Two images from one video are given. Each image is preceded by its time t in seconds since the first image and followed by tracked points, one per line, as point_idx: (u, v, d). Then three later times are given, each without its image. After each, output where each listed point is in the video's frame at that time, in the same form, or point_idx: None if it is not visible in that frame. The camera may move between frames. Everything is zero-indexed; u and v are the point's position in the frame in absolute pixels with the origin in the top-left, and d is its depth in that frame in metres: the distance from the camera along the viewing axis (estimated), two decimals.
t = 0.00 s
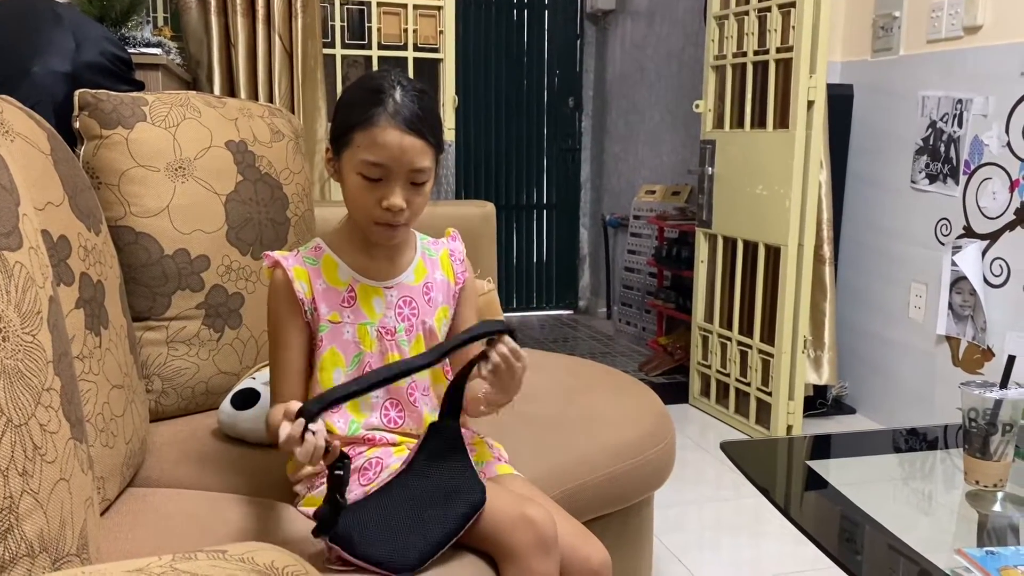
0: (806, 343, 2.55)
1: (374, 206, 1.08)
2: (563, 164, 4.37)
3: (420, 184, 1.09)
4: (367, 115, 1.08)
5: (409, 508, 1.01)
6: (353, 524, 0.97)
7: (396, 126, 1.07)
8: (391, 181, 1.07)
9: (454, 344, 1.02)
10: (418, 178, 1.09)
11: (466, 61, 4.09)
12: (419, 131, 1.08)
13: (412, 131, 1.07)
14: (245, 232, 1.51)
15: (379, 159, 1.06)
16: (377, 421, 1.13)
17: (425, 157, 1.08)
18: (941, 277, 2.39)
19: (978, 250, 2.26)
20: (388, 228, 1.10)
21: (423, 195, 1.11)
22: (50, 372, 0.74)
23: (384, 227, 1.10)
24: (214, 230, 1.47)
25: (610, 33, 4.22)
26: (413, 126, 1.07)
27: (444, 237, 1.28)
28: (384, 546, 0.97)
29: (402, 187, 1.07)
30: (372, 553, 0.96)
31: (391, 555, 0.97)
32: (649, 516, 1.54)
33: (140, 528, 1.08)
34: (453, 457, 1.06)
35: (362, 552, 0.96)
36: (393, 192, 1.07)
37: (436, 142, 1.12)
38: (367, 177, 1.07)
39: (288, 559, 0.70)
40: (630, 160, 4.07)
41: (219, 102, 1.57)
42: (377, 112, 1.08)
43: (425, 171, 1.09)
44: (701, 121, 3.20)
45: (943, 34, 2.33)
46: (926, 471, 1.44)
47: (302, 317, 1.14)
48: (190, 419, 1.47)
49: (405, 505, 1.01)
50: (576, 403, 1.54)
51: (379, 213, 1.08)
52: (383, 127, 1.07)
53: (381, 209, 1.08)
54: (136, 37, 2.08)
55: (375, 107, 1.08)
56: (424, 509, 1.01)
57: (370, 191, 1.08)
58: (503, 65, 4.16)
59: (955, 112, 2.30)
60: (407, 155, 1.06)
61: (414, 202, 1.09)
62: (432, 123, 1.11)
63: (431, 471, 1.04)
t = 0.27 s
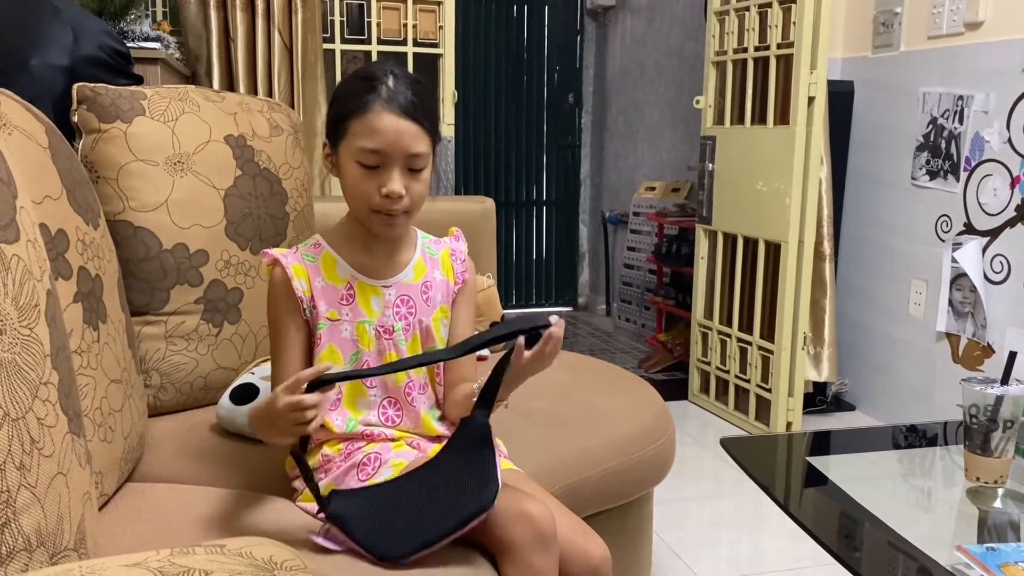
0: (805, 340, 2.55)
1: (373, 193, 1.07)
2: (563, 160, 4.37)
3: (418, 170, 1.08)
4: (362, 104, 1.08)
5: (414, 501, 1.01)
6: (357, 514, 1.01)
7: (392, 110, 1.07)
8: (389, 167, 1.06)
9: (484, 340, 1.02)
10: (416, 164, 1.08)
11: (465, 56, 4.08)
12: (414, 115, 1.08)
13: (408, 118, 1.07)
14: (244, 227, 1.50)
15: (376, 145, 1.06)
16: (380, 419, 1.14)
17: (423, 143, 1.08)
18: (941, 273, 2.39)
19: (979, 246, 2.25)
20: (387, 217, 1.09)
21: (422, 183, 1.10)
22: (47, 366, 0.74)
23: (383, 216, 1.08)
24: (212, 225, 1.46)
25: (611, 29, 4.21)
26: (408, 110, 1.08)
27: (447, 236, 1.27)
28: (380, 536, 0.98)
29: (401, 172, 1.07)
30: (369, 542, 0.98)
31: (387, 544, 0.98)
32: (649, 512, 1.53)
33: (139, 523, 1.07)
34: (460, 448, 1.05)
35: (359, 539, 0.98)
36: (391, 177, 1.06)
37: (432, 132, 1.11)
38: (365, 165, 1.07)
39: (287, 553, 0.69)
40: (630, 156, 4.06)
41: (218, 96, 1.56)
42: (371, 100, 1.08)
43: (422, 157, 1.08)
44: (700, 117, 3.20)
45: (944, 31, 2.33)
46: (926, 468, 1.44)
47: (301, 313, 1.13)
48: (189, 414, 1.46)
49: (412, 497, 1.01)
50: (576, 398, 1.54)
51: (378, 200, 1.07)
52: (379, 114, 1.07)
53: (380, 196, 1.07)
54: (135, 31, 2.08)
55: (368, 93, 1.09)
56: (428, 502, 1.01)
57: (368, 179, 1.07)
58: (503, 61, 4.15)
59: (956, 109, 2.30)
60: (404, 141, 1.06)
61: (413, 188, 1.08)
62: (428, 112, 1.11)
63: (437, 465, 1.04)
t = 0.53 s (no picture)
0: (806, 337, 2.55)
1: (367, 175, 1.06)
2: (563, 157, 4.36)
3: (410, 151, 1.09)
4: (350, 96, 1.10)
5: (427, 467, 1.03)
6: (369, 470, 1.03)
7: (382, 96, 1.09)
8: (380, 146, 1.08)
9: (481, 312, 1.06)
10: (408, 144, 1.09)
11: (466, 52, 4.07)
12: (402, 99, 1.11)
13: (396, 102, 1.10)
14: (244, 223, 1.50)
15: (367, 126, 1.07)
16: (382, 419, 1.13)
17: (413, 124, 1.09)
18: (941, 271, 2.39)
19: (979, 244, 2.25)
20: (384, 201, 1.07)
21: (417, 165, 1.09)
22: (48, 360, 0.74)
23: (380, 200, 1.07)
24: (213, 221, 1.46)
25: (612, 25, 4.21)
26: (398, 95, 1.10)
27: (451, 240, 1.25)
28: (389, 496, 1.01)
29: (392, 151, 1.08)
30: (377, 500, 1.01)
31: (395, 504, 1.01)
32: (648, 508, 1.53)
33: (140, 518, 1.08)
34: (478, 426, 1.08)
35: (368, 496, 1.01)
36: (384, 156, 1.07)
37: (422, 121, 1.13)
38: (357, 149, 1.08)
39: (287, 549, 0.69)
40: (631, 153, 4.06)
41: (218, 92, 1.56)
42: (359, 90, 1.10)
43: (412, 136, 1.09)
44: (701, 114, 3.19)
45: (945, 28, 2.32)
46: (925, 465, 1.44)
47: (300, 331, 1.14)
48: (189, 410, 1.46)
49: (425, 463, 1.04)
50: (576, 394, 1.54)
51: (373, 181, 1.06)
52: (368, 99, 1.09)
53: (374, 176, 1.06)
54: (136, 26, 2.07)
55: (357, 87, 1.11)
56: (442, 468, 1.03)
57: (362, 160, 1.07)
58: (503, 57, 4.15)
59: (957, 106, 2.29)
60: (394, 121, 1.08)
61: (407, 169, 1.08)
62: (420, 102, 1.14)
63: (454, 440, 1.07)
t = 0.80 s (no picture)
0: (806, 334, 2.55)
1: (362, 167, 1.06)
2: (564, 154, 4.36)
3: (406, 145, 1.09)
4: (344, 97, 1.11)
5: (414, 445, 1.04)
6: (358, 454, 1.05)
7: (377, 93, 1.10)
8: (375, 139, 1.08)
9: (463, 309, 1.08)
10: (403, 139, 1.09)
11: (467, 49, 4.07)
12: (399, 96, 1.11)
13: (392, 99, 1.10)
14: (245, 219, 1.50)
15: (362, 120, 1.08)
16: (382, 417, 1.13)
17: (408, 119, 1.10)
18: (942, 268, 2.39)
19: (980, 241, 2.25)
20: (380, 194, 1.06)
21: (414, 159, 1.09)
22: (49, 356, 0.74)
23: (377, 193, 1.06)
24: (213, 217, 1.46)
25: (613, 22, 4.20)
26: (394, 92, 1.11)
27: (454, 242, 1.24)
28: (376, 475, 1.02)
29: (388, 144, 1.07)
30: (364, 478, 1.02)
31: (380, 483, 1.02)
32: (648, 505, 1.54)
33: (140, 514, 1.08)
34: (471, 411, 1.09)
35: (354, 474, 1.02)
36: (380, 150, 1.07)
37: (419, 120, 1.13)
38: (352, 144, 1.08)
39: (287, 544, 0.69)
40: (631, 150, 4.05)
41: (219, 88, 1.56)
42: (354, 90, 1.11)
43: (407, 131, 1.09)
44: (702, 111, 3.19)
45: (946, 25, 2.32)
46: (925, 463, 1.44)
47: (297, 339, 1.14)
48: (190, 406, 1.47)
49: (415, 452, 1.05)
50: (576, 391, 1.54)
51: (369, 174, 1.05)
52: (364, 95, 1.09)
53: (370, 168, 1.05)
54: (137, 22, 2.07)
55: (352, 86, 1.12)
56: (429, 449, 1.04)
57: (358, 154, 1.07)
58: (504, 54, 4.15)
59: (958, 104, 2.29)
60: (389, 115, 1.08)
61: (403, 162, 1.07)
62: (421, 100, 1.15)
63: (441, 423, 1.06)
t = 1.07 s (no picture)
0: (807, 332, 2.55)
1: (368, 173, 1.06)
2: (565, 151, 4.36)
3: (412, 151, 1.09)
4: (352, 92, 1.10)
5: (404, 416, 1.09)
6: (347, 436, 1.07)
7: (385, 94, 1.10)
8: (382, 146, 1.07)
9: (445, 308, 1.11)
10: (410, 145, 1.09)
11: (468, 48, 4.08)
12: (407, 98, 1.11)
13: (399, 100, 1.10)
14: (247, 216, 1.50)
15: (369, 125, 1.07)
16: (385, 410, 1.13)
17: (414, 124, 1.09)
18: (943, 266, 2.39)
19: (981, 239, 2.25)
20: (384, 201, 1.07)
21: (418, 166, 1.09)
22: (53, 351, 0.74)
23: (381, 199, 1.07)
24: (215, 214, 1.46)
25: (614, 20, 4.20)
26: (401, 94, 1.10)
27: (451, 235, 1.26)
28: (374, 452, 1.07)
29: (394, 150, 1.07)
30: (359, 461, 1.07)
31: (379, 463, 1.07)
32: (649, 501, 1.54)
33: (143, 509, 1.08)
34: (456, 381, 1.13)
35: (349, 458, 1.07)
36: (386, 156, 1.07)
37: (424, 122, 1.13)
38: (358, 146, 1.07)
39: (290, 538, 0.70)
40: (633, 148, 4.05)
41: (221, 84, 1.56)
42: (361, 87, 1.10)
43: (414, 138, 1.09)
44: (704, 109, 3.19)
45: (948, 23, 2.32)
46: (926, 460, 1.44)
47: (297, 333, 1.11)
48: (192, 402, 1.47)
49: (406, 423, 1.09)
50: (578, 388, 1.54)
51: (374, 180, 1.06)
52: (371, 97, 1.09)
53: (375, 175, 1.06)
54: (138, 19, 2.08)
55: (358, 82, 1.11)
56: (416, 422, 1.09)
57: (364, 159, 1.07)
58: (506, 52, 4.15)
59: (959, 102, 2.29)
60: (397, 120, 1.08)
61: (408, 169, 1.07)
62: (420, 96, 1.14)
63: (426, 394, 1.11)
